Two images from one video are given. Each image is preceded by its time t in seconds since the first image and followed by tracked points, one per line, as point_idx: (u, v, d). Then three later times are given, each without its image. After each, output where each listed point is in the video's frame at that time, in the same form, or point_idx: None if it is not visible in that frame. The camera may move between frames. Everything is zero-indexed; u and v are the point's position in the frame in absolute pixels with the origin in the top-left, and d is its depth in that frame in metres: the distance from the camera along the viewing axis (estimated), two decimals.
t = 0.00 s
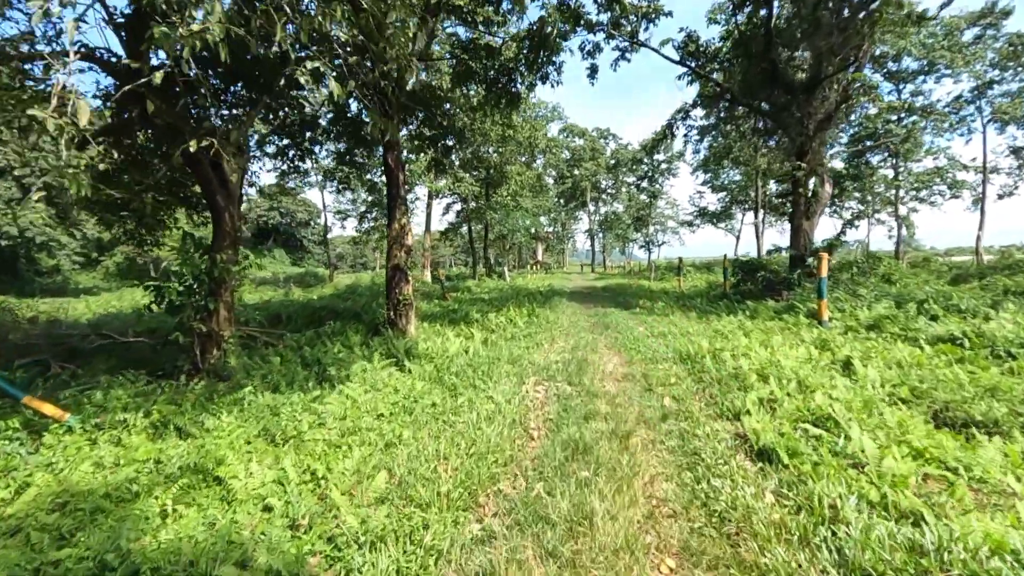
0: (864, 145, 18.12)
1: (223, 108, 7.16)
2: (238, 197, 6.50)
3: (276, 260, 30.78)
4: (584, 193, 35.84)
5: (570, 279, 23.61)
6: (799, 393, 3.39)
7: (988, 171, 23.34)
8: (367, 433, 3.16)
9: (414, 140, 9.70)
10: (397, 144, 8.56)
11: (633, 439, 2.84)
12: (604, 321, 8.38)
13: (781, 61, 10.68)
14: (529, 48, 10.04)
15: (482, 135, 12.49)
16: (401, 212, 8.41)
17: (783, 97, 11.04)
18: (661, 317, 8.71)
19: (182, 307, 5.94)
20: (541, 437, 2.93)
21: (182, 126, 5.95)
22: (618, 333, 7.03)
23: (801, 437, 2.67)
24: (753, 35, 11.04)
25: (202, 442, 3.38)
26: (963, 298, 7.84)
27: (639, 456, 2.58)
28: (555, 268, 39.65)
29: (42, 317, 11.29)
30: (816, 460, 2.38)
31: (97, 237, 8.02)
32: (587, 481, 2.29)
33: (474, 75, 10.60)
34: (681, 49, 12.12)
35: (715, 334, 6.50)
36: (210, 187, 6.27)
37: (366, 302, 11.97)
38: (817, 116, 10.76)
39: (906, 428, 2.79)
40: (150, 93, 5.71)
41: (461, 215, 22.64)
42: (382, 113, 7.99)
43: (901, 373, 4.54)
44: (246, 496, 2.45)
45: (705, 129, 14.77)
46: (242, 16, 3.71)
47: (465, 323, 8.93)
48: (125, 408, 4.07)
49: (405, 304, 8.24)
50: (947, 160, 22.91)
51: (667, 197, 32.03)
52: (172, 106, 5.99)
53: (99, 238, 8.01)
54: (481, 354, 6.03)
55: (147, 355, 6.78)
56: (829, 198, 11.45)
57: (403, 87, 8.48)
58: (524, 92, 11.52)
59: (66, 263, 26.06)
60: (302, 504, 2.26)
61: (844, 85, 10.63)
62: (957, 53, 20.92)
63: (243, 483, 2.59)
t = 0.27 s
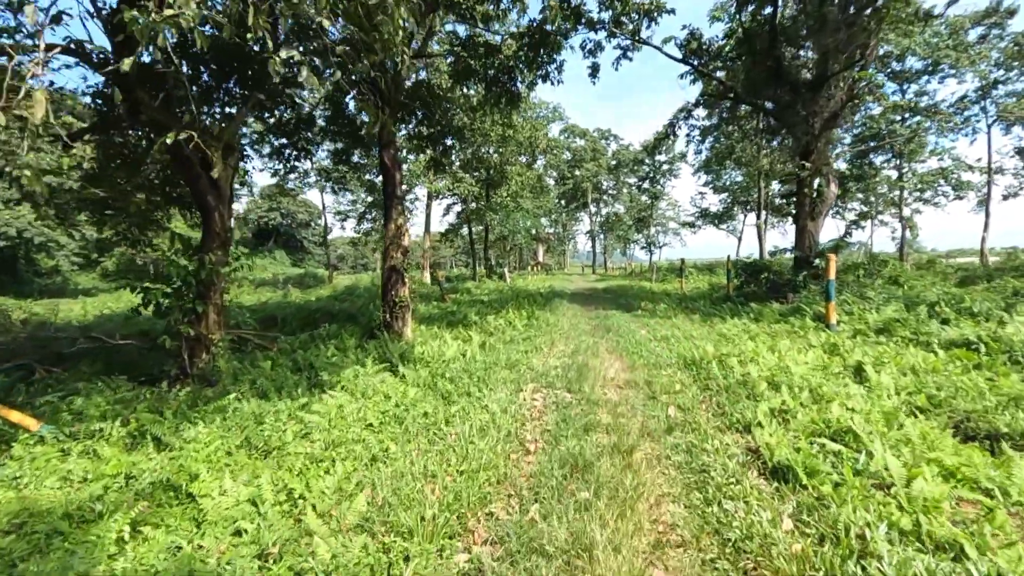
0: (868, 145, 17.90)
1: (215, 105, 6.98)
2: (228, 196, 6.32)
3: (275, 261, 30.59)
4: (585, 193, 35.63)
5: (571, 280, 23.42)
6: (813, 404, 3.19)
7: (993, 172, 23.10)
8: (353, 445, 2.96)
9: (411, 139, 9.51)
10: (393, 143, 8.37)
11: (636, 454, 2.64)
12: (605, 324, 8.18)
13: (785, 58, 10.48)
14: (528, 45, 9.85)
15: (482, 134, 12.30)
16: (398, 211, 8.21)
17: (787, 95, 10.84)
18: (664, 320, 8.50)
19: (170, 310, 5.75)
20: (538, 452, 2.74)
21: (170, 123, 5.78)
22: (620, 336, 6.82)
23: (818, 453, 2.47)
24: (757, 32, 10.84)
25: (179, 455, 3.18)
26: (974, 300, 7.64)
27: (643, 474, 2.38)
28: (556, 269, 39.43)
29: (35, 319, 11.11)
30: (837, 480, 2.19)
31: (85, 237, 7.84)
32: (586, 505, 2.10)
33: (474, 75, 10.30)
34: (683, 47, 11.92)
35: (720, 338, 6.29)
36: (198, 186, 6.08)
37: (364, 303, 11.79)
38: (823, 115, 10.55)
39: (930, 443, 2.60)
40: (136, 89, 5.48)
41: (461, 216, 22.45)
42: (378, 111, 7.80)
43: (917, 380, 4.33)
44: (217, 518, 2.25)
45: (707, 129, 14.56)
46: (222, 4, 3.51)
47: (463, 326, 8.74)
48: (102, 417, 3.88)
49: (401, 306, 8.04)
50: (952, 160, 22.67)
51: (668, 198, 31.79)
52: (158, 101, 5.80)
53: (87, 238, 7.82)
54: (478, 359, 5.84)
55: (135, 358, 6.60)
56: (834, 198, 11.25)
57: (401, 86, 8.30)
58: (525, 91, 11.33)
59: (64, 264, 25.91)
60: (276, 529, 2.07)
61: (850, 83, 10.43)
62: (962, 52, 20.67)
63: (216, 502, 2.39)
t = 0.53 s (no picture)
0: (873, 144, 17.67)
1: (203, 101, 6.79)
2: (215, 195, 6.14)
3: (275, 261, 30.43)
4: (586, 194, 35.43)
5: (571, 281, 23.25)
6: (822, 412, 2.99)
7: (998, 171, 22.87)
8: (332, 457, 2.77)
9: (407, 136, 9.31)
10: (388, 140, 8.17)
11: (634, 468, 2.45)
12: (604, 326, 7.98)
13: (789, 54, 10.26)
14: (526, 42, 9.66)
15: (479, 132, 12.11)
16: (392, 210, 8.02)
17: (791, 92, 10.62)
18: (665, 321, 8.30)
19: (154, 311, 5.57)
20: (528, 465, 2.55)
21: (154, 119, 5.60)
22: (619, 338, 6.63)
23: (832, 469, 2.28)
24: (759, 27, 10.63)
25: (148, 467, 2.99)
26: (983, 302, 7.44)
27: (641, 493, 2.18)
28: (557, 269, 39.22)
29: (26, 320, 10.95)
30: (853, 501, 1.99)
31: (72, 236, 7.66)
32: (578, 529, 1.91)
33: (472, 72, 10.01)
34: (684, 44, 11.72)
35: (723, 341, 6.10)
36: (184, 184, 5.90)
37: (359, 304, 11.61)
38: (828, 112, 10.33)
39: (952, 458, 2.40)
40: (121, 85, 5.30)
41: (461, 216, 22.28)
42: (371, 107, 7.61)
43: (929, 385, 4.13)
44: (175, 541, 2.06)
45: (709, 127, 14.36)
46: None
47: (460, 327, 8.56)
48: (73, 423, 3.70)
49: (396, 307, 7.85)
50: (956, 160, 22.44)
51: (670, 199, 31.57)
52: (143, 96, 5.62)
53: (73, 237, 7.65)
54: (472, 362, 5.65)
55: (121, 361, 6.41)
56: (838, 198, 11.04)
57: (397, 83, 8.10)
58: (524, 89, 11.15)
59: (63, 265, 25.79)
60: (237, 556, 1.88)
61: (855, 79, 10.21)
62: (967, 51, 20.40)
63: (177, 522, 2.20)
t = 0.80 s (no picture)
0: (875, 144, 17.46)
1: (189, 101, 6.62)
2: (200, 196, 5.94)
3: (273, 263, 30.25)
4: (586, 194, 35.25)
5: (571, 282, 23.05)
6: (833, 428, 2.81)
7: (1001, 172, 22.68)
8: (309, 478, 2.58)
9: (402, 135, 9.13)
10: (382, 139, 7.98)
11: (633, 492, 2.26)
12: (604, 330, 7.78)
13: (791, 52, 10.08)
14: (524, 40, 9.48)
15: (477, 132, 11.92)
16: (386, 211, 7.83)
17: (794, 91, 10.44)
18: (666, 325, 8.11)
19: (136, 316, 5.37)
20: (517, 488, 2.37)
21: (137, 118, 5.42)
22: (619, 343, 6.43)
23: (848, 494, 2.09)
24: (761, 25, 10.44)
25: (114, 487, 2.80)
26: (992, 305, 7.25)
27: (639, 522, 2.00)
28: (557, 270, 39.03)
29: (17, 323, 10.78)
30: (873, 534, 1.80)
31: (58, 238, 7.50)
32: (569, 568, 1.73)
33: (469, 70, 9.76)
34: (685, 42, 11.54)
35: (725, 346, 5.91)
36: (169, 185, 5.72)
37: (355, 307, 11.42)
38: (831, 111, 10.14)
39: (976, 481, 2.21)
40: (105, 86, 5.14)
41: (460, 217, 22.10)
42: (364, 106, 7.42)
43: (942, 395, 3.94)
44: None
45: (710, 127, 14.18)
46: None
47: (456, 331, 8.37)
48: (44, 435, 3.53)
49: (389, 311, 7.66)
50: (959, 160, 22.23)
51: (670, 199, 31.38)
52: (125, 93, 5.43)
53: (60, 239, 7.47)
54: (466, 368, 5.46)
55: (105, 366, 6.23)
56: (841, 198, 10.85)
57: (391, 81, 7.91)
58: (523, 89, 10.97)
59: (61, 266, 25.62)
60: None
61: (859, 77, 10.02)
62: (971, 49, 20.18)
63: (132, 553, 2.02)
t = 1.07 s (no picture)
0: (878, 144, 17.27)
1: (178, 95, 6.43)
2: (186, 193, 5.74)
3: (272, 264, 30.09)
4: (586, 195, 35.08)
5: (571, 283, 22.87)
6: (851, 437, 2.60)
7: (1005, 172, 22.48)
8: (285, 491, 2.39)
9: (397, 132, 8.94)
10: (377, 136, 7.79)
11: (635, 510, 2.05)
12: (604, 331, 7.59)
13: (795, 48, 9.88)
14: (523, 36, 9.30)
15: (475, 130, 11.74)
16: (380, 210, 7.63)
17: (798, 88, 10.24)
18: (668, 326, 7.90)
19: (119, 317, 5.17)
20: (508, 504, 2.18)
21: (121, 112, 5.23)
22: (619, 345, 6.23)
23: (873, 512, 1.90)
24: (765, 21, 10.25)
25: (77, 501, 2.60)
26: (1003, 305, 7.06)
27: (641, 546, 1.80)
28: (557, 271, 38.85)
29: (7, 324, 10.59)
30: (905, 561, 1.61)
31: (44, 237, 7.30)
32: None
33: (467, 69, 9.55)
34: (686, 38, 11.36)
35: (728, 348, 5.70)
36: (154, 181, 5.52)
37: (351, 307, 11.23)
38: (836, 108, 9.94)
39: (1012, 497, 2.02)
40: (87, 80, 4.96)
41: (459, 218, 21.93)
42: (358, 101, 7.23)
43: (959, 399, 3.74)
44: None
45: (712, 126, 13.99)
46: None
47: (452, 332, 8.18)
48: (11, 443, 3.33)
49: (384, 312, 7.46)
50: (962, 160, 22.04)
51: (671, 200, 31.20)
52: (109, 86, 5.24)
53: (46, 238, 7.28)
54: (461, 371, 5.26)
55: (89, 369, 6.03)
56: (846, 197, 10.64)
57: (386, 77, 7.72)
58: (522, 87, 10.80)
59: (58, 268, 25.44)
60: None
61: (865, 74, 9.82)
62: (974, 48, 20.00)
63: None
